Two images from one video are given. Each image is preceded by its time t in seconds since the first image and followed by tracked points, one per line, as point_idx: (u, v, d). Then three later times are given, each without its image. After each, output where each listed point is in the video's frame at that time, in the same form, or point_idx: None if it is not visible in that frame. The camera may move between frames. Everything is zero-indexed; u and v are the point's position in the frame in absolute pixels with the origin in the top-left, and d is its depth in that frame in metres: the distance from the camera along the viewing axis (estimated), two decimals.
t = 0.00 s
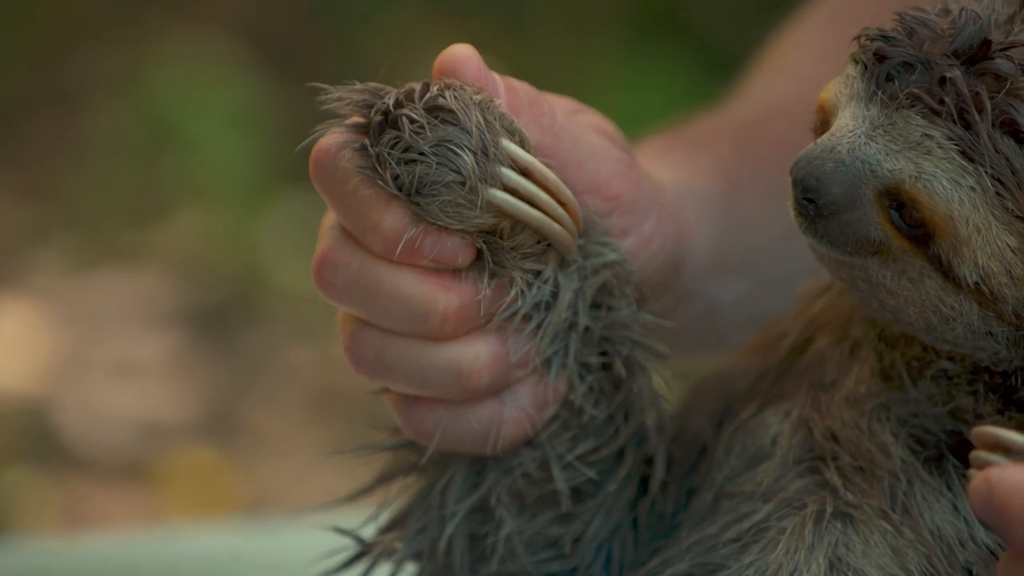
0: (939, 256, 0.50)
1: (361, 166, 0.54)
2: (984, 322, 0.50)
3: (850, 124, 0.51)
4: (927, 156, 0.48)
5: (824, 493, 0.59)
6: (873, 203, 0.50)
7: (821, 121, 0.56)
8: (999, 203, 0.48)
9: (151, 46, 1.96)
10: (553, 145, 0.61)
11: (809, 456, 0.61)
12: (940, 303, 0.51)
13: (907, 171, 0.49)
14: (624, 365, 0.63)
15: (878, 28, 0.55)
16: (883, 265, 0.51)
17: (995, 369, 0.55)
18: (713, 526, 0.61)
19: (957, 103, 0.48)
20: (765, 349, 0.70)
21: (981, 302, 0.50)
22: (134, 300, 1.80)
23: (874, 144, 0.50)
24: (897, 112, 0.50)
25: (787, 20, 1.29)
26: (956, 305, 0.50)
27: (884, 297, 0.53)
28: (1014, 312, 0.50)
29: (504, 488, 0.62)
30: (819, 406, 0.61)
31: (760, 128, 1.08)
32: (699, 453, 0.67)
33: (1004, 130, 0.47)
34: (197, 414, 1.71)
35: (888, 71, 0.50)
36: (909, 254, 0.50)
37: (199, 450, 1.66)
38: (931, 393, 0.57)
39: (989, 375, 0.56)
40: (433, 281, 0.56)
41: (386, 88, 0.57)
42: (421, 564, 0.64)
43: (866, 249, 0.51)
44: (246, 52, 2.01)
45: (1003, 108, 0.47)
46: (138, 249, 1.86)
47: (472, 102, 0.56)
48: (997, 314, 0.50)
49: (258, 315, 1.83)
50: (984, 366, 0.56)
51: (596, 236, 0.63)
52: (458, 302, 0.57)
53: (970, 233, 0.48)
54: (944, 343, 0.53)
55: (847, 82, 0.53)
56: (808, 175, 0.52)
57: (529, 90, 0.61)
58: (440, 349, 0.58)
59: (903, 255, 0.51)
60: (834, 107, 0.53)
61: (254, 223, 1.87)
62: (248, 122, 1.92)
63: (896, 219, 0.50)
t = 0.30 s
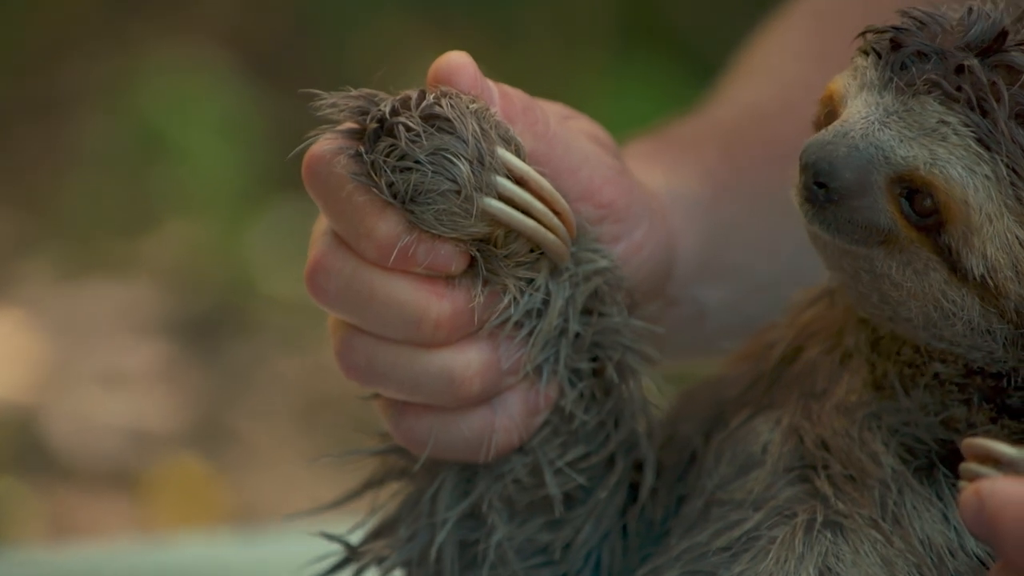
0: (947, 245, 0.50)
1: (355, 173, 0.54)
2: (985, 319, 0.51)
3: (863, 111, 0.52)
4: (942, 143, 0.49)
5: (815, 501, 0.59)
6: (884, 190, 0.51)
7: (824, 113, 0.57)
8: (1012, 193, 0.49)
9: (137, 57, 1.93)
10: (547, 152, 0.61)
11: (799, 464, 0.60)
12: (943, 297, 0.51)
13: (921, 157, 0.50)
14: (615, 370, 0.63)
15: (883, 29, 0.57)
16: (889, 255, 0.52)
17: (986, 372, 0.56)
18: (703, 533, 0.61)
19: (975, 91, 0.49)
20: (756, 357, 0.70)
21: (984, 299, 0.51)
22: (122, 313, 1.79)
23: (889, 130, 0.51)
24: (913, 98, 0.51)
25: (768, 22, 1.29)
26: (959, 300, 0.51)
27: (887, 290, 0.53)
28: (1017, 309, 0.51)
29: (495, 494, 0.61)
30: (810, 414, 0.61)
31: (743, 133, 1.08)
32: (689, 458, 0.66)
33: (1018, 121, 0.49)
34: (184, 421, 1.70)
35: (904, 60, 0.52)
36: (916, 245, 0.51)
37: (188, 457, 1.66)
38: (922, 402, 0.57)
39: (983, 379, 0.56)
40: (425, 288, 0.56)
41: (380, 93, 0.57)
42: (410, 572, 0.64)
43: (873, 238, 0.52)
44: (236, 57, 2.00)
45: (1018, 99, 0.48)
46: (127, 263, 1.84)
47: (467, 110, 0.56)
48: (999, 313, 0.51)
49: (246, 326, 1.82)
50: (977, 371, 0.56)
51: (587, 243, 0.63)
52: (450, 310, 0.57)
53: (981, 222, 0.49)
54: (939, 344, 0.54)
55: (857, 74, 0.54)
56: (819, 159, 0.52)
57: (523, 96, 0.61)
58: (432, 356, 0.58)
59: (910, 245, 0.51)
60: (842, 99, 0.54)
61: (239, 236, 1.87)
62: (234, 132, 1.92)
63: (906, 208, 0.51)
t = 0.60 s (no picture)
0: (939, 241, 0.51)
1: (342, 185, 0.54)
2: (974, 319, 0.52)
3: (859, 105, 0.52)
4: (939, 138, 0.50)
5: (805, 507, 0.59)
6: (879, 185, 0.51)
7: (817, 109, 0.57)
8: (1006, 191, 0.50)
9: (136, 59, 1.97)
10: (533, 161, 0.61)
11: (789, 470, 0.60)
12: (933, 295, 0.52)
13: (917, 152, 0.50)
14: (604, 378, 0.63)
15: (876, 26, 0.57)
16: (882, 251, 0.52)
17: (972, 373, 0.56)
18: (693, 539, 0.61)
19: (973, 87, 0.49)
20: (745, 364, 0.70)
21: (975, 298, 0.51)
22: (112, 315, 1.77)
23: (885, 124, 0.51)
24: (910, 93, 0.51)
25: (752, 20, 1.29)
26: (949, 299, 0.52)
27: (877, 286, 0.53)
28: (1005, 308, 0.51)
29: (487, 503, 0.61)
30: (799, 420, 0.61)
31: (729, 133, 1.07)
32: (679, 466, 0.66)
33: (1015, 119, 0.49)
34: (173, 428, 1.66)
35: (902, 56, 0.52)
36: (909, 241, 0.51)
37: (177, 466, 1.63)
38: (912, 408, 0.58)
39: (971, 381, 0.56)
40: (414, 298, 0.56)
41: (364, 106, 0.57)
42: None
43: (866, 233, 0.52)
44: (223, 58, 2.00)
45: (1015, 98, 0.49)
46: (116, 268, 1.83)
47: (453, 121, 0.56)
48: (989, 313, 0.52)
49: (240, 330, 1.81)
50: (965, 374, 0.56)
51: (574, 250, 0.63)
52: (438, 320, 0.57)
53: (975, 218, 0.50)
54: (927, 344, 0.54)
55: (853, 70, 0.55)
56: (814, 152, 0.52)
57: (508, 105, 0.61)
58: (421, 366, 0.58)
59: (902, 241, 0.52)
60: (838, 94, 0.55)
61: (230, 239, 1.89)
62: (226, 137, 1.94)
63: (900, 203, 0.51)
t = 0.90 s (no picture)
0: (934, 237, 0.51)
1: (331, 182, 0.54)
2: (966, 316, 0.52)
3: (856, 100, 0.53)
4: (936, 133, 0.50)
5: (794, 508, 0.59)
6: (875, 179, 0.51)
7: (812, 105, 0.57)
8: (1002, 188, 0.50)
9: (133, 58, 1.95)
10: (522, 159, 0.61)
11: (778, 472, 0.60)
12: (925, 291, 0.52)
13: (914, 147, 0.50)
14: (593, 377, 0.63)
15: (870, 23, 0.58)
16: (876, 245, 0.52)
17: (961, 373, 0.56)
18: (683, 540, 0.61)
19: (971, 83, 0.50)
20: (734, 366, 0.70)
21: (968, 296, 0.52)
22: (103, 320, 1.78)
23: (882, 119, 0.51)
24: (908, 88, 0.51)
25: (750, 20, 1.29)
26: (942, 295, 0.52)
27: (870, 282, 0.53)
28: (997, 306, 0.51)
29: (476, 502, 0.61)
30: (788, 422, 0.61)
31: (720, 137, 1.07)
32: (667, 468, 0.66)
33: (1011, 116, 0.49)
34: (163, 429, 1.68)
35: (899, 51, 0.52)
36: (903, 236, 0.51)
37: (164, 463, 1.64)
38: (901, 409, 0.58)
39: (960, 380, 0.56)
40: (402, 295, 0.56)
41: (351, 104, 0.56)
42: None
43: (860, 227, 0.52)
44: (216, 63, 2.00)
45: (1011, 95, 0.49)
46: (105, 270, 1.84)
47: (443, 118, 0.56)
48: (981, 309, 0.52)
49: (231, 331, 1.80)
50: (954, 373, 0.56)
51: (563, 249, 0.63)
52: (427, 317, 0.57)
53: (970, 215, 0.50)
54: (919, 341, 0.54)
55: (849, 65, 0.55)
56: (811, 145, 0.52)
57: (497, 103, 0.61)
58: (408, 363, 0.58)
59: (896, 236, 0.52)
60: (833, 89, 0.55)
61: (220, 239, 1.86)
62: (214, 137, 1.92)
63: (896, 198, 0.51)
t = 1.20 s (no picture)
0: (918, 239, 0.51)
1: (309, 190, 0.54)
2: (947, 319, 0.52)
3: (839, 103, 0.53)
4: (919, 136, 0.50)
5: (774, 513, 0.59)
6: (857, 181, 0.51)
7: (794, 108, 0.57)
8: (985, 192, 0.50)
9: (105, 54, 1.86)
10: (501, 167, 0.61)
11: (759, 477, 0.60)
12: (907, 294, 0.52)
13: (897, 149, 0.50)
14: (572, 383, 0.63)
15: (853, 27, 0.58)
16: (860, 248, 0.52)
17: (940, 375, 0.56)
18: (664, 547, 0.61)
19: (954, 87, 0.50)
20: (714, 372, 0.70)
21: (949, 299, 0.52)
22: (87, 327, 1.78)
23: (865, 121, 0.51)
24: (891, 91, 0.51)
25: (733, 21, 1.28)
26: (924, 298, 0.52)
27: (853, 284, 0.53)
28: (978, 308, 0.51)
29: (457, 509, 0.61)
30: (768, 427, 0.61)
31: (700, 144, 1.08)
32: (648, 474, 0.66)
33: (994, 120, 0.49)
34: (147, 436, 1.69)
35: (883, 55, 0.53)
36: (886, 238, 0.52)
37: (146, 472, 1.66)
38: (881, 413, 0.58)
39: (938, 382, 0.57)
40: (380, 303, 0.56)
41: (328, 112, 0.56)
42: None
43: (843, 229, 0.52)
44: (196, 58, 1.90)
45: (994, 99, 0.49)
46: (93, 273, 1.81)
47: (420, 126, 0.56)
48: (961, 311, 0.52)
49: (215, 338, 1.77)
50: (931, 375, 0.57)
51: (541, 256, 0.63)
52: (406, 325, 0.57)
53: (953, 217, 0.50)
54: (898, 344, 0.54)
55: (832, 68, 0.55)
56: (794, 148, 0.53)
57: (476, 111, 0.61)
58: (387, 371, 0.58)
59: (879, 238, 0.52)
60: (815, 93, 0.55)
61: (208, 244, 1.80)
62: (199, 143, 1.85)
63: (879, 201, 0.51)
